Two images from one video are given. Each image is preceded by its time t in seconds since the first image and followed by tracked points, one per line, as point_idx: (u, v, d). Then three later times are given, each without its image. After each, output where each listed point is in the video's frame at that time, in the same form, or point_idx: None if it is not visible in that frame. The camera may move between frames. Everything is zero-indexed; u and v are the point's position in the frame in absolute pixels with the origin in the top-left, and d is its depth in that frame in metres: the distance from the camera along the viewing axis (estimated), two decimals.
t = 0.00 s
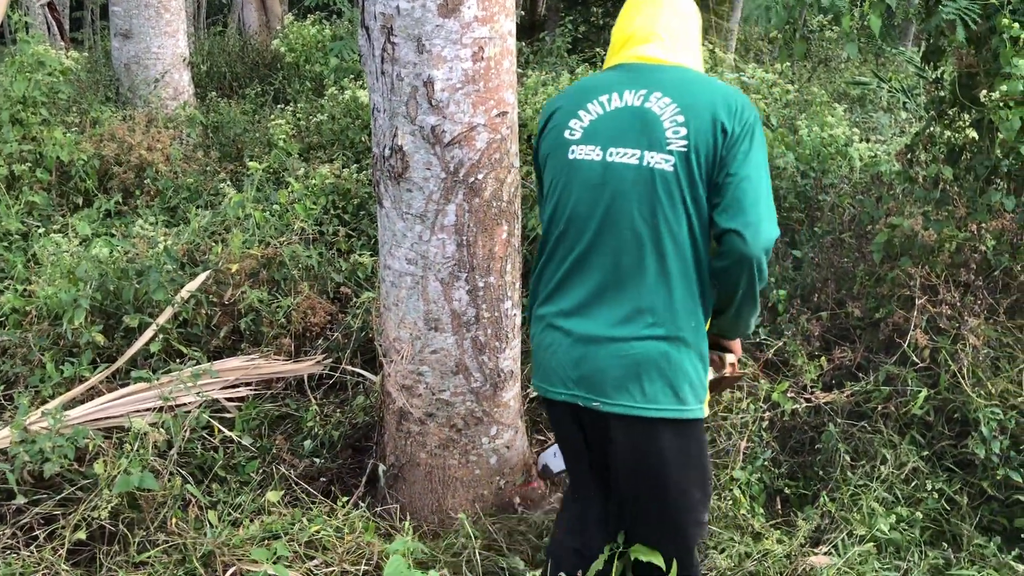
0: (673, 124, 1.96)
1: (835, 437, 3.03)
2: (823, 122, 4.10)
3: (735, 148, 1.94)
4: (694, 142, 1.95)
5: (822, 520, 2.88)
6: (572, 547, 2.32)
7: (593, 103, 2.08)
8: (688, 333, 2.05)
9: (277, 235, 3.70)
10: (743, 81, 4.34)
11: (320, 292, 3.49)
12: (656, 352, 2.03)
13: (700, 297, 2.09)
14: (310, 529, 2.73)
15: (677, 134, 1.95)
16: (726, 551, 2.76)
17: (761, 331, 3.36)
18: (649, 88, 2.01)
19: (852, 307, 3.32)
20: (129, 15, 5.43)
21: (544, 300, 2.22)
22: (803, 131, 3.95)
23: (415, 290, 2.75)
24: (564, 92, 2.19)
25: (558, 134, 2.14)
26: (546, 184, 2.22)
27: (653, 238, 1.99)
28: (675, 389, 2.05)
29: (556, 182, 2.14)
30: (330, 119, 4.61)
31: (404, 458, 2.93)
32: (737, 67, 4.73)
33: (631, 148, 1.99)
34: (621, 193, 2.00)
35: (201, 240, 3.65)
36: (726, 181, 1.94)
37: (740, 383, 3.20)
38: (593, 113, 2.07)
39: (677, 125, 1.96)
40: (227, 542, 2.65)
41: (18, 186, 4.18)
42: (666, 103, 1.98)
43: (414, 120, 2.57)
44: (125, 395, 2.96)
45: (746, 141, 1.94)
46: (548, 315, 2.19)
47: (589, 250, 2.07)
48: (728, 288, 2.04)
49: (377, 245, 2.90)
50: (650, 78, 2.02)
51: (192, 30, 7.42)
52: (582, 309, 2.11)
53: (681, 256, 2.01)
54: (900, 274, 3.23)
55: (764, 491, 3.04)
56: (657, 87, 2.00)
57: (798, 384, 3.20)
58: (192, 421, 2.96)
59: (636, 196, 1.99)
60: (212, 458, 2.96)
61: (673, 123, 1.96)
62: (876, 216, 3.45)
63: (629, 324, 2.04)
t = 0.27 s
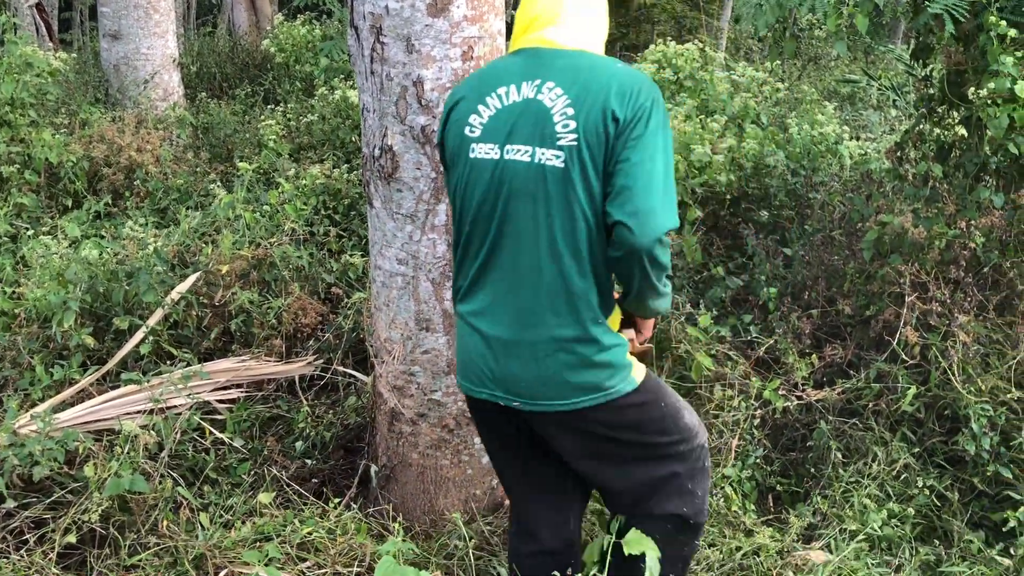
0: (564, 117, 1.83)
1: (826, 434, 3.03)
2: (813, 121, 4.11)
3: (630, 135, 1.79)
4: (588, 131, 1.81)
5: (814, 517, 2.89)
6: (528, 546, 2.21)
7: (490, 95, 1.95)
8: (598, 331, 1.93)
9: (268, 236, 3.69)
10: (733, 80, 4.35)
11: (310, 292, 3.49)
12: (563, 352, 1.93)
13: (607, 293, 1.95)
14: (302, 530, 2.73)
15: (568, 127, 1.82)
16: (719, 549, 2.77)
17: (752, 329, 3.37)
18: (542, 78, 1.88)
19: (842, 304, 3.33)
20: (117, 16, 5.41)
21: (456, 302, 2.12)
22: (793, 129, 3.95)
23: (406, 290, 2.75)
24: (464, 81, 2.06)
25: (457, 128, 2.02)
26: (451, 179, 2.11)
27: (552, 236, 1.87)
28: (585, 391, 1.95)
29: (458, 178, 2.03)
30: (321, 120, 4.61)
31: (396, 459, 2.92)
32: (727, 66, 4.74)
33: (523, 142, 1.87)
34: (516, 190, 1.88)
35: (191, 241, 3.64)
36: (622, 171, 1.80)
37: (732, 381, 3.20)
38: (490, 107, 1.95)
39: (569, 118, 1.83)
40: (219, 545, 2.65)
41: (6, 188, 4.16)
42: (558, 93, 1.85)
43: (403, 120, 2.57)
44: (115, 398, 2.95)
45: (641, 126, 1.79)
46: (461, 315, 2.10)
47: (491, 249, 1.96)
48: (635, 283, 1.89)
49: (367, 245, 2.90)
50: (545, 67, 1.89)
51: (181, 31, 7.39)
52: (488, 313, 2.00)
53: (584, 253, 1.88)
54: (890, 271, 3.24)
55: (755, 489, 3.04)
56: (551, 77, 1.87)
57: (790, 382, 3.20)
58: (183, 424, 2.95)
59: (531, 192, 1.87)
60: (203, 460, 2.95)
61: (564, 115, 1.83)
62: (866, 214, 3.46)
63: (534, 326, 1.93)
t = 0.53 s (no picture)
0: (468, 127, 1.80)
1: (817, 432, 3.04)
2: (803, 119, 4.11)
3: (534, 146, 1.72)
4: (491, 144, 1.77)
5: (806, 515, 2.89)
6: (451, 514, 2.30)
7: (404, 105, 1.94)
8: (516, 350, 1.90)
9: (258, 238, 3.68)
10: (722, 78, 4.36)
11: (301, 294, 3.48)
12: (479, 367, 1.91)
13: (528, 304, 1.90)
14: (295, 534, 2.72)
15: (472, 137, 1.79)
16: (711, 548, 2.77)
17: (742, 328, 3.38)
18: (449, 86, 1.83)
19: (832, 302, 3.33)
20: (105, 18, 5.39)
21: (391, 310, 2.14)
22: (782, 127, 3.96)
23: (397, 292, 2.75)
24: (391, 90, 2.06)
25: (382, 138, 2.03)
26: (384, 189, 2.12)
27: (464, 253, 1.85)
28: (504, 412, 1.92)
29: (383, 190, 2.04)
30: (310, 121, 4.60)
31: (388, 461, 2.91)
32: (716, 64, 4.75)
33: (433, 157, 1.85)
34: (430, 205, 1.87)
35: (180, 244, 3.63)
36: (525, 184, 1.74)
37: (723, 380, 3.20)
38: (403, 117, 1.94)
39: (472, 128, 1.79)
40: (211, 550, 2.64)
41: None
42: (462, 102, 1.81)
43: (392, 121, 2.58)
44: (104, 403, 2.93)
45: (546, 135, 1.72)
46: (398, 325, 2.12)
47: (412, 262, 1.97)
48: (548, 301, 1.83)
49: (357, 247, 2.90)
50: (453, 74, 1.85)
51: (170, 34, 7.37)
52: (416, 325, 2.01)
53: (495, 269, 1.85)
54: (880, 269, 3.25)
55: (747, 487, 3.05)
56: (455, 84, 1.83)
57: (781, 380, 3.21)
58: (172, 428, 2.93)
59: (440, 205, 1.86)
60: (194, 465, 2.94)
61: (469, 127, 1.79)
62: (855, 211, 3.47)
63: (450, 339, 1.92)
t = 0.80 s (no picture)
0: (327, 160, 1.70)
1: (811, 431, 3.04)
2: (794, 118, 4.12)
3: (391, 181, 1.62)
4: (351, 178, 1.67)
5: (800, 514, 2.90)
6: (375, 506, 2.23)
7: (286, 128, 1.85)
8: (401, 387, 1.83)
9: (250, 241, 3.68)
10: (714, 78, 4.36)
11: (293, 297, 3.47)
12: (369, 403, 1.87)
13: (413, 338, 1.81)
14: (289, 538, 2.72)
15: (330, 171, 1.69)
16: (706, 548, 2.77)
17: (735, 327, 3.38)
18: (319, 111, 1.74)
19: (825, 301, 3.34)
20: (96, 21, 5.38)
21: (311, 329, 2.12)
22: (775, 126, 3.96)
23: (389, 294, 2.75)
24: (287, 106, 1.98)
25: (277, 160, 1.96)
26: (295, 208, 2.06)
27: (341, 286, 1.79)
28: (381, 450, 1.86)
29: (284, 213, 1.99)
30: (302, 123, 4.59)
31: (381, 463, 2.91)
32: (708, 64, 4.76)
33: (304, 187, 1.78)
34: (310, 237, 1.81)
35: (172, 247, 3.62)
36: (385, 222, 1.64)
37: (716, 379, 3.19)
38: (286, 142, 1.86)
39: (332, 162, 1.69)
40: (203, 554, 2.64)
41: None
42: (324, 131, 1.71)
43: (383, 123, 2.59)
44: (97, 407, 2.92)
45: (399, 170, 1.60)
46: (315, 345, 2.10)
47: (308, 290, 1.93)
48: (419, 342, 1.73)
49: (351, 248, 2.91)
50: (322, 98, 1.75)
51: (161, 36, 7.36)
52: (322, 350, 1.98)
53: (371, 304, 1.78)
54: (872, 267, 3.25)
55: (741, 486, 3.06)
56: (321, 112, 1.73)
57: (774, 379, 3.21)
58: (165, 432, 2.92)
59: (315, 239, 1.79)
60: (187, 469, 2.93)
61: (329, 159, 1.70)
62: (847, 210, 3.48)
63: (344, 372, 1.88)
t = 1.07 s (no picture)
0: (229, 145, 1.67)
1: (807, 429, 3.05)
2: (790, 117, 4.12)
3: (282, 166, 1.57)
4: (248, 163, 1.64)
5: (797, 512, 2.90)
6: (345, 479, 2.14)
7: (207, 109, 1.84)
8: (317, 373, 1.82)
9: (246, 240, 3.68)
10: (710, 77, 4.37)
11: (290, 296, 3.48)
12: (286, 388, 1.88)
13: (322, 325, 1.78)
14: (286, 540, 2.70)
15: (231, 158, 1.67)
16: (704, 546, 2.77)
17: (732, 325, 3.39)
18: (228, 94, 1.71)
19: (821, 299, 3.35)
20: (91, 21, 5.37)
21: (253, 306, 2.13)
22: (771, 125, 3.96)
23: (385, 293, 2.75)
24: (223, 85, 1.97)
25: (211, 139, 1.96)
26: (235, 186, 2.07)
27: (254, 272, 1.78)
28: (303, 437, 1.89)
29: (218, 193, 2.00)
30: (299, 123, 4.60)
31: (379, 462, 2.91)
32: (704, 63, 4.77)
33: (215, 170, 1.76)
34: (224, 221, 1.81)
35: (169, 247, 3.62)
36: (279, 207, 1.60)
37: (713, 378, 3.20)
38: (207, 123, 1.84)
39: (233, 146, 1.66)
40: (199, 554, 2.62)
41: None
42: (229, 115, 1.68)
43: (379, 122, 2.59)
44: (94, 407, 2.92)
45: (289, 156, 1.55)
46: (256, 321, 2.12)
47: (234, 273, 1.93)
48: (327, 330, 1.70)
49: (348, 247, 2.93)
50: (232, 82, 1.72)
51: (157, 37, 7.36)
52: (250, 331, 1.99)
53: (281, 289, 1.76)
54: (868, 265, 3.26)
55: (738, 484, 3.06)
56: (229, 95, 1.70)
57: (771, 377, 3.22)
58: (161, 432, 2.92)
59: (228, 223, 1.79)
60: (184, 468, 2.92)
61: (230, 144, 1.67)
62: (843, 208, 3.49)
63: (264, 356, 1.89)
